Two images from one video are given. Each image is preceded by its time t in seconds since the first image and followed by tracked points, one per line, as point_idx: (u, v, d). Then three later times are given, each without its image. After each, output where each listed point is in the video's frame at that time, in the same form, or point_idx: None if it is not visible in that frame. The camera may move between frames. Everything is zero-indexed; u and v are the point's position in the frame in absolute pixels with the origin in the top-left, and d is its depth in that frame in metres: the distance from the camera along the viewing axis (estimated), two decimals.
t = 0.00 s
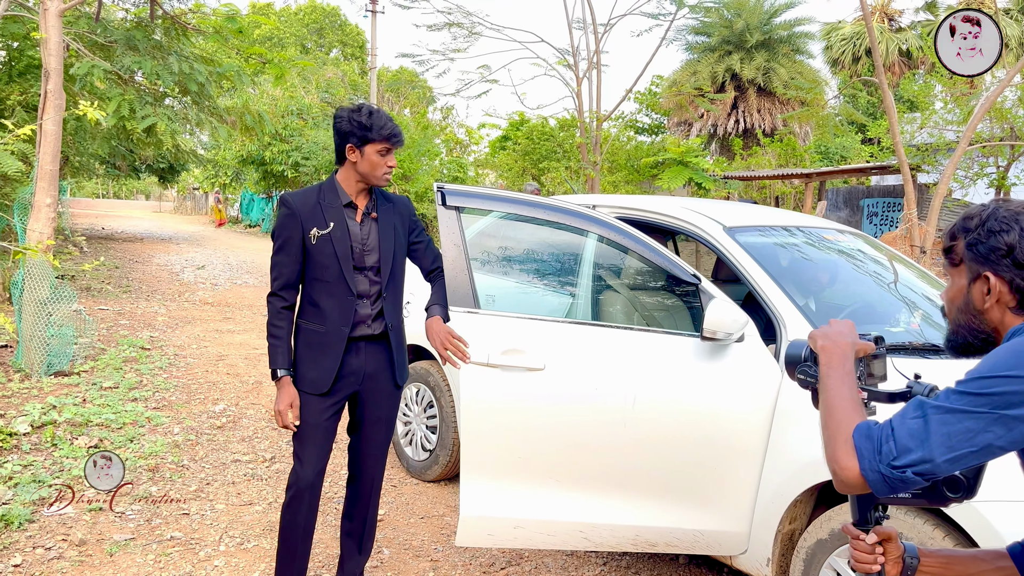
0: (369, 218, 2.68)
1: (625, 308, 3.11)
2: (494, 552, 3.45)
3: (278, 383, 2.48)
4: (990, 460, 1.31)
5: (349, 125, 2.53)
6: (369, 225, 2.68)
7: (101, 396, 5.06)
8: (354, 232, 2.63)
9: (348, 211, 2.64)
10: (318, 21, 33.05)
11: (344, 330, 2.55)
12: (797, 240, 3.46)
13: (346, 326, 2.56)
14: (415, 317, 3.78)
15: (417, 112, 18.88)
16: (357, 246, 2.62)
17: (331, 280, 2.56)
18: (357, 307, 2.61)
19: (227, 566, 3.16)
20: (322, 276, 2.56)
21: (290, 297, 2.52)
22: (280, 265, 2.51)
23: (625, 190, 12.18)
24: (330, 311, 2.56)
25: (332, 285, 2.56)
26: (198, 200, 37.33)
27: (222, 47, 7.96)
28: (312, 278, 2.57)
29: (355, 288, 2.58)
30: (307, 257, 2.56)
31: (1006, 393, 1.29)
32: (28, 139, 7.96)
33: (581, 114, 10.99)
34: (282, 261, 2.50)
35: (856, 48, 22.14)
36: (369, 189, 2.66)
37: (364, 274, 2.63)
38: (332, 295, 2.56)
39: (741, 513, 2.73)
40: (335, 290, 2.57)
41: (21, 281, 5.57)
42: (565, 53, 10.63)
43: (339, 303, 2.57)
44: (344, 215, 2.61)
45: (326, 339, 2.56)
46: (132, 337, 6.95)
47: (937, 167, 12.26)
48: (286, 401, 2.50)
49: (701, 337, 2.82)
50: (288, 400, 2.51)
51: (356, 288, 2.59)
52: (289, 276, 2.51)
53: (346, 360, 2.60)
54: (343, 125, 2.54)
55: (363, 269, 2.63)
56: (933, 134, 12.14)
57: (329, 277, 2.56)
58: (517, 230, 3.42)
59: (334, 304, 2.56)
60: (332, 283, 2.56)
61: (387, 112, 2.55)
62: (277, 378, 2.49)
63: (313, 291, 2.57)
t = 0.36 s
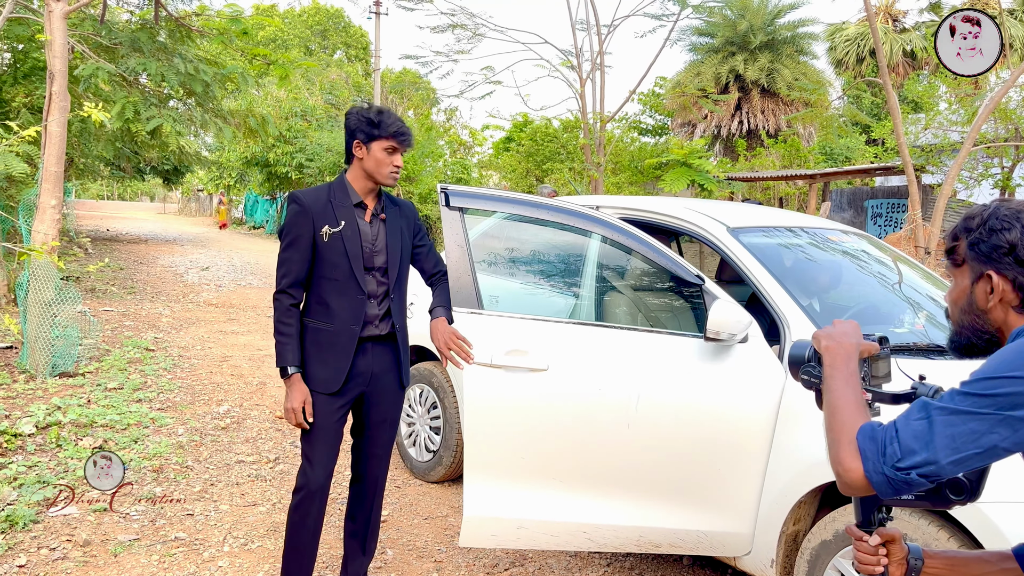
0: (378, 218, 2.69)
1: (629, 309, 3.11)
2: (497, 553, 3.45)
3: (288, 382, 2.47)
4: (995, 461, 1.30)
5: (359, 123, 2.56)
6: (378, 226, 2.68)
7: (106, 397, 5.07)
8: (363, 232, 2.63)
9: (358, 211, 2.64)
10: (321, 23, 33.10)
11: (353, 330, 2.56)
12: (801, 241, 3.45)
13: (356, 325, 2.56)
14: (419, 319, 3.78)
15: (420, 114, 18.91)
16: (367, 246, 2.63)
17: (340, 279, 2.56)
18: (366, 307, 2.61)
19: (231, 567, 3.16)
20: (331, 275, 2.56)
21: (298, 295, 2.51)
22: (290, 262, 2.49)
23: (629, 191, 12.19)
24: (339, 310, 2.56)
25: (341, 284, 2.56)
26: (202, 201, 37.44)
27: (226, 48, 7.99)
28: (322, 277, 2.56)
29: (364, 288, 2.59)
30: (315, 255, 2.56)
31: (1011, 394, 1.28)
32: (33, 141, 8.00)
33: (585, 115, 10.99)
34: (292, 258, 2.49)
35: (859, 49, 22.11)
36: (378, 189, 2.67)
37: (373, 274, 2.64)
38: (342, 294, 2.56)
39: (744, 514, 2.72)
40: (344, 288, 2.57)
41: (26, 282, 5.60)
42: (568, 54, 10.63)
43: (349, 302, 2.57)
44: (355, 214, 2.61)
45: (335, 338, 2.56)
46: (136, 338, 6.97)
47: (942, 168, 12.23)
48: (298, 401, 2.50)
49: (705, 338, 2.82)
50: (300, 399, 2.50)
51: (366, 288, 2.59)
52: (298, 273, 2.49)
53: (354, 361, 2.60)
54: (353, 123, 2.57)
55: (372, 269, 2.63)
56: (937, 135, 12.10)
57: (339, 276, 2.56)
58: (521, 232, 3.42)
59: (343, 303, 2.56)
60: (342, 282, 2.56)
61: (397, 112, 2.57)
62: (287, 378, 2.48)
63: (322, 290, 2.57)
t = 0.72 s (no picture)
0: (376, 220, 2.68)
1: (632, 311, 3.10)
2: (501, 555, 3.44)
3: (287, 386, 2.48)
4: (1005, 464, 1.29)
5: (339, 124, 2.56)
6: (376, 228, 2.68)
7: (110, 400, 5.08)
8: (360, 234, 2.63)
9: (355, 214, 2.64)
10: (324, 25, 33.16)
11: (350, 332, 2.55)
12: (804, 242, 3.44)
13: (353, 328, 2.56)
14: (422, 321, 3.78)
15: (423, 115, 18.93)
16: (364, 248, 2.62)
17: (337, 282, 2.56)
18: (364, 310, 2.60)
19: (235, 570, 3.16)
20: (329, 278, 2.56)
21: (298, 299, 2.52)
22: (288, 267, 2.51)
23: (632, 192, 12.19)
24: (337, 313, 2.56)
25: (339, 287, 2.56)
26: (205, 204, 37.52)
27: (229, 51, 8.00)
28: (320, 281, 2.57)
29: (362, 290, 2.58)
30: (314, 259, 2.56)
31: (1019, 396, 1.27)
32: (37, 145, 8.01)
33: (587, 116, 10.98)
34: (290, 263, 2.51)
35: (862, 48, 22.07)
36: (374, 189, 2.66)
37: (372, 277, 2.63)
38: (339, 297, 2.56)
39: (748, 515, 2.71)
40: (342, 291, 2.56)
41: (30, 285, 5.61)
42: (571, 55, 10.64)
43: (346, 305, 2.56)
44: (351, 217, 2.61)
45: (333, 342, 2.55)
46: (140, 341, 6.99)
47: (946, 167, 12.19)
48: (295, 404, 2.50)
49: (708, 339, 2.81)
50: (298, 403, 2.50)
51: (363, 291, 2.59)
52: (298, 277, 2.51)
53: (353, 364, 2.60)
54: (336, 126, 2.58)
55: (370, 272, 2.63)
56: (941, 135, 12.07)
57: (337, 279, 2.56)
58: (524, 233, 3.42)
59: (341, 307, 2.56)
60: (339, 285, 2.56)
61: (379, 109, 2.56)
62: (287, 381, 2.49)
63: (321, 294, 2.57)
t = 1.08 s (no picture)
0: (380, 223, 2.68)
1: (636, 311, 3.09)
2: (506, 557, 3.43)
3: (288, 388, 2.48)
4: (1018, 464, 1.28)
5: (344, 127, 2.57)
6: (380, 230, 2.68)
7: (115, 402, 5.08)
8: (364, 237, 2.63)
9: (359, 216, 2.64)
10: (327, 28, 33.22)
11: (352, 335, 2.55)
12: (809, 242, 3.43)
13: (355, 330, 2.55)
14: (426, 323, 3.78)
15: (426, 117, 18.95)
16: (367, 250, 2.62)
17: (340, 284, 2.56)
18: (367, 312, 2.60)
19: (241, 572, 3.16)
20: (331, 280, 2.56)
21: (301, 302, 2.53)
22: (291, 269, 2.52)
23: (635, 193, 12.18)
24: (339, 315, 2.56)
25: (341, 289, 2.56)
26: (209, 207, 37.60)
27: (233, 54, 8.02)
28: (323, 283, 2.57)
29: (365, 293, 2.58)
30: (317, 261, 2.57)
31: None
32: (41, 148, 8.04)
33: (590, 117, 10.97)
34: (293, 265, 2.51)
35: (866, 48, 22.01)
36: (379, 193, 2.66)
37: (374, 279, 2.63)
38: (341, 299, 2.56)
39: (755, 516, 2.70)
40: (344, 294, 2.56)
41: (35, 289, 5.63)
42: (573, 57, 10.64)
43: (348, 307, 2.56)
44: (355, 220, 2.61)
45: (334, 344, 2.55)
46: (145, 344, 7.00)
47: (950, 167, 12.15)
48: (296, 405, 2.51)
49: (712, 340, 2.80)
50: (297, 405, 2.51)
51: (365, 293, 2.59)
52: (301, 279, 2.51)
53: (355, 365, 2.59)
54: (340, 128, 2.59)
55: (373, 274, 2.63)
56: (945, 134, 12.05)
57: (339, 282, 2.56)
58: (528, 234, 3.42)
59: (344, 309, 2.56)
60: (341, 287, 2.56)
61: (384, 112, 2.56)
62: (288, 384, 2.49)
63: (324, 296, 2.57)
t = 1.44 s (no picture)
0: (385, 229, 2.66)
1: (642, 313, 3.05)
2: (512, 560, 3.41)
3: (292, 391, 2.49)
4: None
5: (346, 131, 2.57)
6: (384, 236, 2.66)
7: (121, 405, 5.09)
8: (368, 242, 2.62)
9: (364, 221, 2.63)
10: (332, 30, 33.31)
11: (355, 339, 2.54)
12: (815, 244, 3.41)
13: (357, 335, 2.55)
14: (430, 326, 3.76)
15: (431, 119, 18.98)
16: (371, 256, 2.61)
17: (344, 289, 2.56)
18: (369, 317, 2.59)
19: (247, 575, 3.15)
20: (335, 285, 2.56)
21: (305, 305, 2.53)
22: (296, 272, 2.51)
23: (640, 194, 12.17)
24: (342, 319, 2.55)
25: (344, 294, 2.55)
26: (215, 209, 37.70)
27: (238, 56, 8.05)
28: (327, 287, 2.56)
29: (368, 297, 2.57)
30: (321, 265, 2.56)
31: None
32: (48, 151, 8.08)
33: (595, 118, 10.96)
34: (297, 268, 2.51)
35: (871, 48, 21.95)
36: (384, 197, 2.65)
37: (378, 284, 2.62)
38: (345, 304, 2.55)
39: (762, 520, 2.67)
40: (347, 298, 2.56)
41: (40, 291, 5.64)
42: (578, 58, 10.64)
43: (351, 312, 2.55)
44: (360, 224, 2.60)
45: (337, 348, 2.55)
46: (151, 346, 7.01)
47: (956, 167, 12.10)
48: (300, 408, 2.52)
49: (718, 343, 2.78)
50: (302, 408, 2.52)
51: (368, 298, 2.58)
52: (305, 283, 2.51)
53: (358, 369, 2.59)
54: (343, 133, 2.59)
55: (376, 279, 2.62)
56: (951, 134, 11.99)
57: (343, 286, 2.55)
58: (533, 237, 3.41)
59: (347, 313, 2.55)
60: (344, 291, 2.55)
61: (386, 116, 2.55)
62: (292, 386, 2.50)
63: (327, 300, 2.57)
